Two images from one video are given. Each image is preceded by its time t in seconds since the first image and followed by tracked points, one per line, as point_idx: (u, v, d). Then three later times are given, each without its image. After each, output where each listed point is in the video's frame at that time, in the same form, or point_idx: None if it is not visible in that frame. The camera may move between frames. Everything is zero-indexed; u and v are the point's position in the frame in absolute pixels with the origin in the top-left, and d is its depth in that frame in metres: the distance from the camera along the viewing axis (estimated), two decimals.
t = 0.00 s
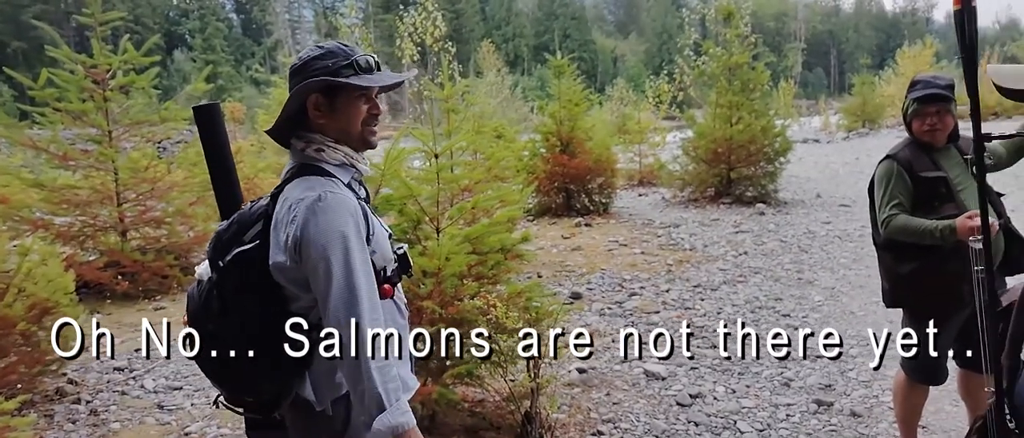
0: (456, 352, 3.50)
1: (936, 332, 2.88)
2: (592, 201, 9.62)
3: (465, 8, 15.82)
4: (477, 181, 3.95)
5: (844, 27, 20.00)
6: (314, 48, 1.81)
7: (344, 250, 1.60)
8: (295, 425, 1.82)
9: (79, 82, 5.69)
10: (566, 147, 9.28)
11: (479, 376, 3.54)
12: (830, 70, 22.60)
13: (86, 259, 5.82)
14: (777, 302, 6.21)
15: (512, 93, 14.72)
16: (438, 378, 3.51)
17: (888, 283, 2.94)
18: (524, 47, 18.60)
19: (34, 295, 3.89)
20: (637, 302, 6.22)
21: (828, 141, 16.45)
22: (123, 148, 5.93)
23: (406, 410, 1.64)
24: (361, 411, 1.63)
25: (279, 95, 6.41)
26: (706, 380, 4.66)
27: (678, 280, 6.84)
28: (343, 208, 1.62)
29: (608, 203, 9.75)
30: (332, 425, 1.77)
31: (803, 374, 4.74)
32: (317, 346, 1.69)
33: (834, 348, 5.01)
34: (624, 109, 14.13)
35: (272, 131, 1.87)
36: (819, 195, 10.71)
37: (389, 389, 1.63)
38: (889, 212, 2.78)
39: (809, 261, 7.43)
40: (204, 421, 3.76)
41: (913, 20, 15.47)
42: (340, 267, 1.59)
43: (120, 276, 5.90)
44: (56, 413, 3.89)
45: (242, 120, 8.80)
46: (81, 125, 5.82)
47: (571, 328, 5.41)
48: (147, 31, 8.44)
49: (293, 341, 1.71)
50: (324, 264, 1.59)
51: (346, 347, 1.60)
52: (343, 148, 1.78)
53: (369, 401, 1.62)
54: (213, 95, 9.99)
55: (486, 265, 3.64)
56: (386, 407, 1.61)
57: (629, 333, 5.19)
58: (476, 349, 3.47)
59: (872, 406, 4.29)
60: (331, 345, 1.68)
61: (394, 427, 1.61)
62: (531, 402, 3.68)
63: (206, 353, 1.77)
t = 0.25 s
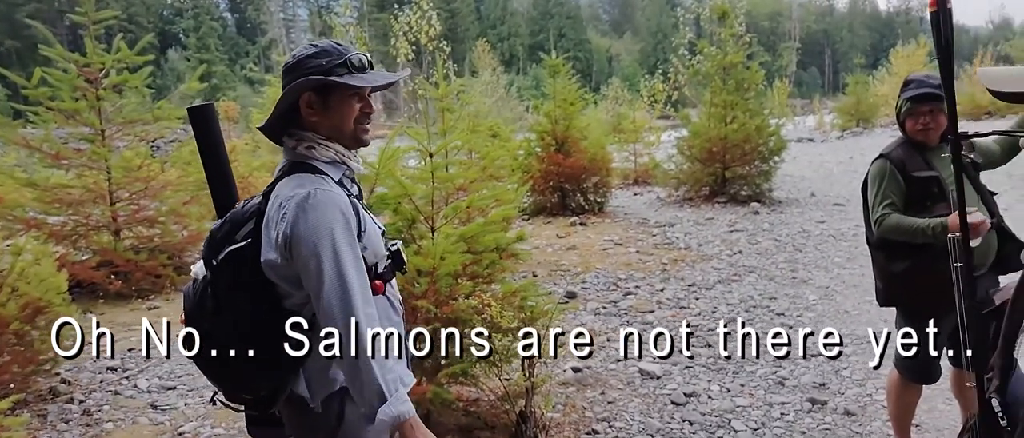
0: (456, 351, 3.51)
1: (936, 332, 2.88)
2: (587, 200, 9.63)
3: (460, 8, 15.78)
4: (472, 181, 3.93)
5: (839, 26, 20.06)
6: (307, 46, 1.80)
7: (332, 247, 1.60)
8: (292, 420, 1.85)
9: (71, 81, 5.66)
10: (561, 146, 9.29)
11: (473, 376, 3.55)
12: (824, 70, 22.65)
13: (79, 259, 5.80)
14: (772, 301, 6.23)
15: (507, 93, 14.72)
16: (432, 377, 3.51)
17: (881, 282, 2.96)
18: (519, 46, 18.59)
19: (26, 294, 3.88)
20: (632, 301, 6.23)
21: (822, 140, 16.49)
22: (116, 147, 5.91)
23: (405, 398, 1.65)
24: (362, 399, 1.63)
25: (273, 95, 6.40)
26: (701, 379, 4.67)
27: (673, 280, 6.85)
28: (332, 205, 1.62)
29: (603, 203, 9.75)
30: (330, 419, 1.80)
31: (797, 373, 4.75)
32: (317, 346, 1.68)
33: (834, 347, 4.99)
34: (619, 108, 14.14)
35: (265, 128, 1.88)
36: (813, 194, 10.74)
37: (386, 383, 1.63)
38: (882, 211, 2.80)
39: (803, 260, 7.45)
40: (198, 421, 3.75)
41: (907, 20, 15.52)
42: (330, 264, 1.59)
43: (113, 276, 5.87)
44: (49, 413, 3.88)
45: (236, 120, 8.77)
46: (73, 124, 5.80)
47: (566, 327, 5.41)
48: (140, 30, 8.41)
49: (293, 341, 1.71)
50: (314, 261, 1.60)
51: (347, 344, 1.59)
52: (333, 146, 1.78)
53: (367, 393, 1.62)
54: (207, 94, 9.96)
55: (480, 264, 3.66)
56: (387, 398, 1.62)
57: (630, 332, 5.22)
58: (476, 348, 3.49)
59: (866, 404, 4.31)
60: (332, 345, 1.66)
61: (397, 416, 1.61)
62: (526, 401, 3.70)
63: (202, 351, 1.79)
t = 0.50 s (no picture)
0: (457, 350, 3.51)
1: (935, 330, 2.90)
2: (580, 200, 9.64)
3: (453, 8, 15.77)
4: (465, 180, 3.94)
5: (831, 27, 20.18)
6: (295, 44, 1.84)
7: (319, 243, 1.64)
8: (284, 418, 1.86)
9: (60, 80, 5.62)
10: (554, 146, 9.30)
11: (466, 376, 3.54)
12: (816, 70, 22.74)
13: (68, 259, 5.76)
14: (763, 301, 6.25)
15: (501, 93, 14.71)
16: (425, 377, 3.51)
17: (871, 282, 2.97)
18: (513, 46, 18.58)
19: (14, 295, 3.85)
20: (624, 301, 6.24)
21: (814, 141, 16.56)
22: (105, 146, 5.89)
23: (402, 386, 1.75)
24: (364, 394, 1.72)
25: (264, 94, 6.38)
26: (692, 378, 4.69)
27: (665, 279, 6.87)
28: (319, 202, 1.66)
29: (596, 203, 9.76)
30: (320, 417, 1.81)
31: (788, 372, 4.76)
32: (318, 344, 1.67)
33: (834, 346, 4.93)
34: (612, 108, 14.16)
35: (254, 127, 1.92)
36: (805, 194, 10.78)
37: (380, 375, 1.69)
38: (871, 211, 2.83)
39: (795, 259, 7.48)
40: (188, 423, 3.74)
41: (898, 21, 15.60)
42: (318, 260, 1.63)
43: (102, 276, 5.84)
44: (37, 415, 3.86)
45: (228, 119, 8.74)
46: (62, 124, 5.75)
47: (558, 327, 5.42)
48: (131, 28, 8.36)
49: (292, 340, 1.72)
50: (302, 257, 1.63)
51: (347, 342, 1.64)
52: (322, 142, 1.82)
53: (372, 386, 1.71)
54: (198, 94, 9.92)
55: (473, 264, 3.65)
56: (388, 388, 1.71)
57: (629, 331, 5.25)
58: (476, 348, 3.48)
59: (857, 403, 4.33)
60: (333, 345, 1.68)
61: (396, 405, 1.71)
62: (519, 401, 3.70)
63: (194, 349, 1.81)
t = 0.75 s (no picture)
0: (457, 350, 3.54)
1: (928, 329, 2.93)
2: (572, 200, 9.64)
3: (445, 7, 15.77)
4: (456, 180, 3.94)
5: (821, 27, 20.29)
6: (283, 43, 1.88)
7: (308, 239, 1.67)
8: (277, 414, 1.91)
9: (49, 79, 5.57)
10: (546, 146, 9.31)
11: (457, 376, 3.54)
12: (807, 70, 22.86)
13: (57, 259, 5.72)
14: (754, 300, 6.27)
15: (493, 92, 14.70)
16: (416, 377, 3.49)
17: (861, 281, 2.99)
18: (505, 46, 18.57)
19: (1, 295, 3.82)
20: (616, 300, 6.25)
21: (805, 140, 16.63)
22: (94, 146, 5.84)
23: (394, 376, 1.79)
24: (359, 388, 1.76)
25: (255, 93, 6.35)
26: (684, 378, 4.69)
27: (657, 279, 6.88)
28: (307, 200, 1.70)
29: (588, 202, 9.77)
30: (311, 413, 1.85)
31: (779, 371, 4.78)
32: (318, 343, 1.71)
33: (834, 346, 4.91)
34: (604, 108, 14.18)
35: (244, 127, 1.96)
36: (796, 194, 10.83)
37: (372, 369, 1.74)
38: (860, 210, 2.86)
39: (785, 259, 7.51)
40: (178, 424, 3.72)
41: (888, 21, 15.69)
42: (307, 257, 1.67)
43: (92, 277, 5.81)
44: (26, 416, 3.83)
45: (218, 118, 8.71)
46: (51, 123, 5.69)
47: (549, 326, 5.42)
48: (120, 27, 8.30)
49: (294, 338, 1.74)
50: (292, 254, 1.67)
51: (348, 343, 1.69)
52: (312, 140, 1.86)
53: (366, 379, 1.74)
54: (188, 93, 9.87)
55: (464, 264, 3.65)
56: (382, 379, 1.76)
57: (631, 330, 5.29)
58: (476, 348, 3.50)
59: (847, 402, 4.35)
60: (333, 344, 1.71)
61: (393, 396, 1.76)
62: (510, 401, 3.69)
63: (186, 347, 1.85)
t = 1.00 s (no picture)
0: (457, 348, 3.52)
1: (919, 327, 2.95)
2: (564, 199, 9.65)
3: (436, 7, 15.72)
4: (448, 180, 3.93)
5: (811, 27, 20.39)
6: (270, 44, 1.88)
7: (298, 238, 1.69)
8: (270, 415, 1.88)
9: (38, 80, 5.53)
10: (538, 146, 9.32)
11: (449, 376, 3.54)
12: (797, 69, 22.97)
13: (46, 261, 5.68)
14: (746, 299, 6.30)
15: (484, 92, 14.69)
16: (407, 377, 3.48)
17: (851, 279, 3.02)
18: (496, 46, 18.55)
19: None
20: (608, 300, 6.26)
21: (795, 140, 16.71)
22: (84, 147, 5.81)
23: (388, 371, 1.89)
24: (354, 384, 1.80)
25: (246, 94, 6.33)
26: (676, 377, 4.70)
27: (649, 278, 6.89)
28: (296, 198, 1.71)
29: (580, 202, 9.78)
30: (303, 411, 1.83)
31: (771, 370, 4.79)
32: (319, 344, 1.70)
33: (834, 345, 4.98)
34: (596, 108, 14.20)
35: (232, 128, 1.96)
36: (787, 192, 10.88)
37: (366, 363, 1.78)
38: (850, 209, 2.88)
39: (776, 257, 7.54)
40: (169, 426, 3.70)
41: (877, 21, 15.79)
42: (298, 255, 1.68)
43: (82, 279, 5.77)
44: (15, 419, 3.80)
45: (209, 119, 8.67)
46: (40, 125, 5.64)
47: (541, 326, 5.42)
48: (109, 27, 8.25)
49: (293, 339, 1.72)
50: (282, 253, 1.68)
51: (348, 344, 1.73)
52: (300, 140, 1.86)
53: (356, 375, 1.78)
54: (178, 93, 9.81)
55: (456, 264, 3.65)
56: (377, 376, 1.83)
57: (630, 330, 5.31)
58: (476, 347, 3.51)
59: (838, 400, 4.38)
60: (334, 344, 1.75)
61: (387, 388, 1.88)
62: (503, 400, 3.67)
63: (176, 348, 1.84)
